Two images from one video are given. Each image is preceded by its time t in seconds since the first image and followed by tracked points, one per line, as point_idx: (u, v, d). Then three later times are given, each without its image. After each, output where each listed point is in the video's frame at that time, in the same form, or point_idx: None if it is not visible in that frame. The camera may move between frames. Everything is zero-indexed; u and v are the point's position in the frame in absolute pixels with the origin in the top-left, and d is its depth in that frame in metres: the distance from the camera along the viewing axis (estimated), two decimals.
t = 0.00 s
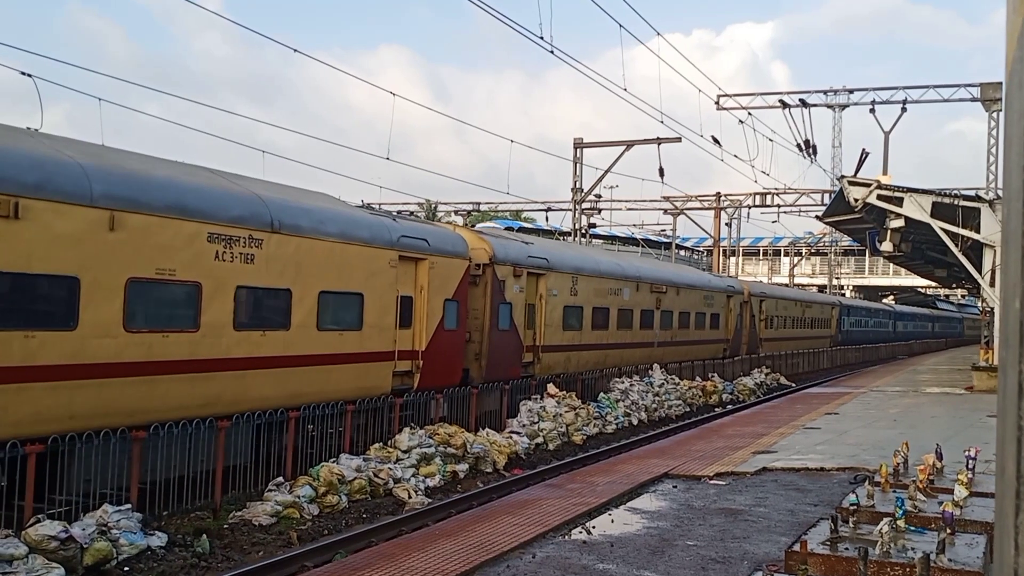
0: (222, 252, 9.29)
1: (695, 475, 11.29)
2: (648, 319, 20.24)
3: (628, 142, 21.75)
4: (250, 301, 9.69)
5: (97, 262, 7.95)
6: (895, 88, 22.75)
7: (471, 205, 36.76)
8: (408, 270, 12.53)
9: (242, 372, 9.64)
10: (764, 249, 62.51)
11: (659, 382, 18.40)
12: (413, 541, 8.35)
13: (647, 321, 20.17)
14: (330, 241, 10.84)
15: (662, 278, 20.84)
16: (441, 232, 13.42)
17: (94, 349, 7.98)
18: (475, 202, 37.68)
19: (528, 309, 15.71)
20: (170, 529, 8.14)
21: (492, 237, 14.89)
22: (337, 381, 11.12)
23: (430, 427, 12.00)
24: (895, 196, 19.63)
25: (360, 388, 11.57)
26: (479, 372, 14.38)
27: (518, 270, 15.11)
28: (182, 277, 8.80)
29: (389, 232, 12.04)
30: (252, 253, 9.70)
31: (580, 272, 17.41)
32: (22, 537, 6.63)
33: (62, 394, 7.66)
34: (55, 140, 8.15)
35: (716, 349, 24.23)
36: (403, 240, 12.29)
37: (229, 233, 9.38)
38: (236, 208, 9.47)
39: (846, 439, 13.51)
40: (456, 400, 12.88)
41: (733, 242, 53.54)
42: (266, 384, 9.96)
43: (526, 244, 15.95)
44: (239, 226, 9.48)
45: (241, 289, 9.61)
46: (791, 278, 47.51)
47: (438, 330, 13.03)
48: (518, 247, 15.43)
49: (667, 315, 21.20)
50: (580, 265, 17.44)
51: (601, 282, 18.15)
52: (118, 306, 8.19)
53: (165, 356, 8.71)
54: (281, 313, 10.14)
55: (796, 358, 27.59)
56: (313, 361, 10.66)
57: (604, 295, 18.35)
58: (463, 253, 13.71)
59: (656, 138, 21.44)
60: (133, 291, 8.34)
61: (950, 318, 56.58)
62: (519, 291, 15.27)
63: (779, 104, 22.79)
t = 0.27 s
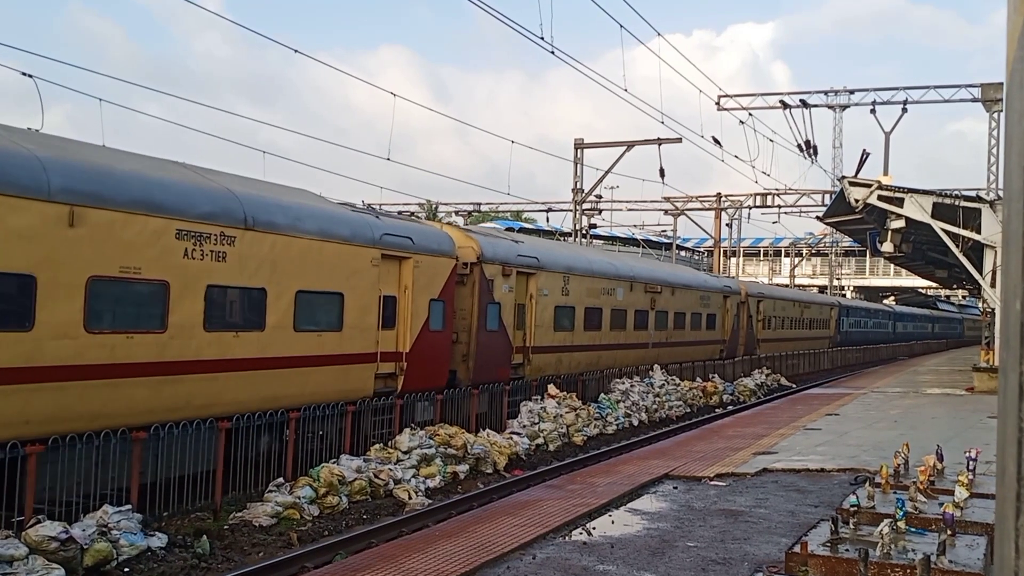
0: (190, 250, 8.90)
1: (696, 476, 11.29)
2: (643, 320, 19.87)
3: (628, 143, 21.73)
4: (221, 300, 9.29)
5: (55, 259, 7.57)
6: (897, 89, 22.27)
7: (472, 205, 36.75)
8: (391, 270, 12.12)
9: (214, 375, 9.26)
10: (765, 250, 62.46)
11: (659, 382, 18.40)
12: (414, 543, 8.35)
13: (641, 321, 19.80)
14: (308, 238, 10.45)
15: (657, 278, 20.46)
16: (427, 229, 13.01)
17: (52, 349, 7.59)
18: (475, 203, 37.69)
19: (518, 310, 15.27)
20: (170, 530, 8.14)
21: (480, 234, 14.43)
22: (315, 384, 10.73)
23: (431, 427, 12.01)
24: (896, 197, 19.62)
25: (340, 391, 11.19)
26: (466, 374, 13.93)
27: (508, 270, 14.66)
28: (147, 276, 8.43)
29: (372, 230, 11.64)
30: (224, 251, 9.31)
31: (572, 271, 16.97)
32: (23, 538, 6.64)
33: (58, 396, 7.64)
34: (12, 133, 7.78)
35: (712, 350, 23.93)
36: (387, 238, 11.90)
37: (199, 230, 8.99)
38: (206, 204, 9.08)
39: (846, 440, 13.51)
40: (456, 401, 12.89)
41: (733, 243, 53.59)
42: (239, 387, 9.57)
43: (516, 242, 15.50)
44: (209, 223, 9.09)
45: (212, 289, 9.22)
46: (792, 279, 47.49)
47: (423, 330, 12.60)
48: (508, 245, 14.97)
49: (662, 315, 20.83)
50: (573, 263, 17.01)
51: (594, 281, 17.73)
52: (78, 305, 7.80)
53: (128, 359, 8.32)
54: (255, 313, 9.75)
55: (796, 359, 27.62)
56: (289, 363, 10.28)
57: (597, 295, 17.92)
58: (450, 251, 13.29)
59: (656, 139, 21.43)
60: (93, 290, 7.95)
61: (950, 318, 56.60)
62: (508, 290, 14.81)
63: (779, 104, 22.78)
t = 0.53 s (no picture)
0: (154, 248, 8.55)
1: (694, 477, 11.30)
2: (634, 321, 19.57)
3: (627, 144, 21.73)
4: (188, 300, 8.96)
5: (10, 255, 7.21)
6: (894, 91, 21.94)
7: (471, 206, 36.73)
8: (371, 269, 11.82)
9: (181, 378, 8.93)
10: (764, 251, 62.47)
11: (658, 383, 18.42)
12: (413, 544, 8.35)
13: (633, 322, 19.50)
14: (281, 236, 10.12)
15: (649, 278, 20.17)
16: (410, 228, 12.72)
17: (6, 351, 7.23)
18: (475, 204, 37.68)
19: (505, 310, 14.95)
20: (169, 531, 8.16)
21: (465, 233, 14.11)
22: (290, 388, 10.39)
23: (430, 428, 12.03)
24: (894, 198, 19.63)
25: (318, 396, 10.86)
26: (450, 376, 13.62)
27: (495, 269, 14.35)
28: (109, 274, 8.08)
29: (350, 228, 11.33)
30: (191, 249, 8.96)
31: (561, 271, 16.65)
32: (22, 539, 6.64)
33: (56, 398, 7.63)
34: None
35: (707, 351, 23.68)
36: (366, 237, 11.59)
37: (164, 227, 8.65)
38: (172, 200, 8.75)
39: (845, 440, 13.52)
40: (454, 402, 12.91)
41: (732, 244, 53.60)
42: (208, 391, 9.23)
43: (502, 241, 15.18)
44: (174, 220, 8.75)
45: (178, 288, 8.87)
46: (791, 280, 47.51)
47: (404, 332, 12.30)
48: (494, 244, 14.66)
49: (654, 315, 20.54)
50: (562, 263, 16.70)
51: (583, 281, 17.42)
52: (34, 305, 7.44)
53: (88, 361, 7.96)
54: (225, 313, 9.42)
55: (796, 359, 27.66)
56: (262, 365, 9.95)
57: (586, 295, 17.62)
58: (434, 250, 13.00)
59: (655, 140, 21.42)
60: (50, 289, 7.59)
61: (949, 319, 56.63)
62: (495, 290, 14.50)
63: (778, 105, 22.78)
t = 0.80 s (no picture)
0: (116, 244, 8.14)
1: (694, 477, 11.30)
2: (627, 321, 19.22)
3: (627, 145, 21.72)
4: (155, 298, 8.56)
5: None
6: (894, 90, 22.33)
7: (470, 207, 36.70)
8: (351, 267, 11.44)
9: (147, 381, 8.53)
10: (764, 251, 62.48)
11: (658, 383, 18.43)
12: (412, 544, 8.35)
13: (626, 322, 19.15)
14: (254, 232, 9.72)
15: (643, 277, 19.82)
16: (392, 225, 12.33)
17: None
18: (474, 204, 37.66)
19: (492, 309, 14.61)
20: (168, 531, 8.15)
21: (451, 231, 13.75)
22: (263, 390, 9.98)
23: (430, 428, 12.02)
24: (894, 198, 19.63)
25: (293, 399, 10.46)
26: (435, 377, 13.26)
27: (482, 267, 13.99)
28: (67, 272, 7.67)
29: (329, 224, 10.95)
30: (156, 245, 8.55)
31: (551, 270, 16.30)
32: (20, 540, 6.63)
33: (60, 398, 7.67)
34: None
35: (702, 351, 23.41)
36: (345, 234, 11.21)
37: (128, 222, 8.25)
38: (136, 194, 8.34)
39: (844, 441, 13.52)
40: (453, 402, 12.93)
41: (732, 244, 53.61)
42: (176, 394, 8.83)
43: (490, 239, 14.83)
44: (138, 215, 8.34)
45: (142, 286, 8.46)
46: (791, 280, 47.52)
47: (386, 332, 11.94)
48: (481, 242, 14.30)
49: (647, 315, 20.20)
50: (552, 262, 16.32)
51: (574, 280, 17.07)
52: None
53: (45, 363, 7.55)
54: (194, 312, 9.01)
55: (795, 359, 27.67)
56: (234, 367, 9.54)
57: (578, 295, 17.28)
58: (417, 248, 12.62)
59: (655, 140, 21.41)
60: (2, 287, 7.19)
61: (949, 319, 56.64)
62: (482, 289, 14.13)
63: (777, 105, 22.78)
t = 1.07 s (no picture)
0: (76, 241, 7.80)
1: (694, 479, 11.29)
2: (620, 322, 18.95)
3: (628, 145, 21.73)
4: (116, 295, 8.19)
5: None
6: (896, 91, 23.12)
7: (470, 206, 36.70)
8: (330, 265, 11.13)
9: (109, 382, 8.17)
10: (765, 252, 62.50)
11: (658, 384, 18.44)
12: (412, 544, 8.34)
13: (619, 323, 18.88)
14: (225, 229, 9.39)
15: (636, 277, 19.56)
16: (374, 222, 12.01)
17: None
18: (475, 205, 37.65)
19: (479, 309, 14.33)
20: (168, 530, 8.15)
21: (438, 229, 13.47)
22: (236, 392, 9.63)
23: (429, 428, 12.03)
24: (894, 200, 19.65)
25: (269, 401, 10.12)
26: (419, 379, 12.97)
27: (469, 266, 13.72)
28: (21, 268, 7.32)
29: (306, 221, 10.63)
30: (119, 242, 8.20)
31: (542, 269, 16.00)
32: (20, 538, 6.63)
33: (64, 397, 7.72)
34: None
35: (697, 352, 23.21)
36: (324, 231, 10.90)
37: (87, 216, 7.89)
38: (99, 187, 8.00)
39: (844, 442, 13.51)
40: (453, 403, 12.93)
41: (733, 245, 53.64)
42: (140, 396, 8.48)
43: (478, 237, 14.55)
44: (99, 209, 7.99)
45: (103, 284, 8.10)
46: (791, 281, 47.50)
47: (368, 332, 11.62)
48: (469, 240, 14.02)
49: (641, 316, 19.93)
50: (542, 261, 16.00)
51: (566, 280, 16.78)
52: None
53: None
54: (161, 311, 8.68)
55: (795, 360, 27.70)
56: (205, 369, 9.21)
57: (570, 295, 16.99)
58: (401, 246, 12.32)
59: (655, 140, 21.42)
60: None
61: (949, 321, 56.67)
62: (469, 289, 13.86)
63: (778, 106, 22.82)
